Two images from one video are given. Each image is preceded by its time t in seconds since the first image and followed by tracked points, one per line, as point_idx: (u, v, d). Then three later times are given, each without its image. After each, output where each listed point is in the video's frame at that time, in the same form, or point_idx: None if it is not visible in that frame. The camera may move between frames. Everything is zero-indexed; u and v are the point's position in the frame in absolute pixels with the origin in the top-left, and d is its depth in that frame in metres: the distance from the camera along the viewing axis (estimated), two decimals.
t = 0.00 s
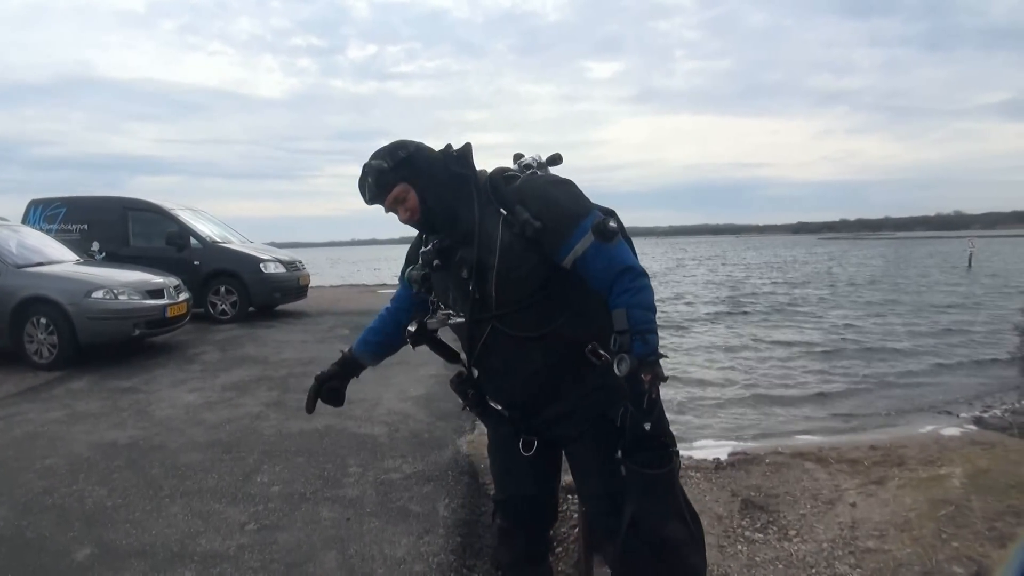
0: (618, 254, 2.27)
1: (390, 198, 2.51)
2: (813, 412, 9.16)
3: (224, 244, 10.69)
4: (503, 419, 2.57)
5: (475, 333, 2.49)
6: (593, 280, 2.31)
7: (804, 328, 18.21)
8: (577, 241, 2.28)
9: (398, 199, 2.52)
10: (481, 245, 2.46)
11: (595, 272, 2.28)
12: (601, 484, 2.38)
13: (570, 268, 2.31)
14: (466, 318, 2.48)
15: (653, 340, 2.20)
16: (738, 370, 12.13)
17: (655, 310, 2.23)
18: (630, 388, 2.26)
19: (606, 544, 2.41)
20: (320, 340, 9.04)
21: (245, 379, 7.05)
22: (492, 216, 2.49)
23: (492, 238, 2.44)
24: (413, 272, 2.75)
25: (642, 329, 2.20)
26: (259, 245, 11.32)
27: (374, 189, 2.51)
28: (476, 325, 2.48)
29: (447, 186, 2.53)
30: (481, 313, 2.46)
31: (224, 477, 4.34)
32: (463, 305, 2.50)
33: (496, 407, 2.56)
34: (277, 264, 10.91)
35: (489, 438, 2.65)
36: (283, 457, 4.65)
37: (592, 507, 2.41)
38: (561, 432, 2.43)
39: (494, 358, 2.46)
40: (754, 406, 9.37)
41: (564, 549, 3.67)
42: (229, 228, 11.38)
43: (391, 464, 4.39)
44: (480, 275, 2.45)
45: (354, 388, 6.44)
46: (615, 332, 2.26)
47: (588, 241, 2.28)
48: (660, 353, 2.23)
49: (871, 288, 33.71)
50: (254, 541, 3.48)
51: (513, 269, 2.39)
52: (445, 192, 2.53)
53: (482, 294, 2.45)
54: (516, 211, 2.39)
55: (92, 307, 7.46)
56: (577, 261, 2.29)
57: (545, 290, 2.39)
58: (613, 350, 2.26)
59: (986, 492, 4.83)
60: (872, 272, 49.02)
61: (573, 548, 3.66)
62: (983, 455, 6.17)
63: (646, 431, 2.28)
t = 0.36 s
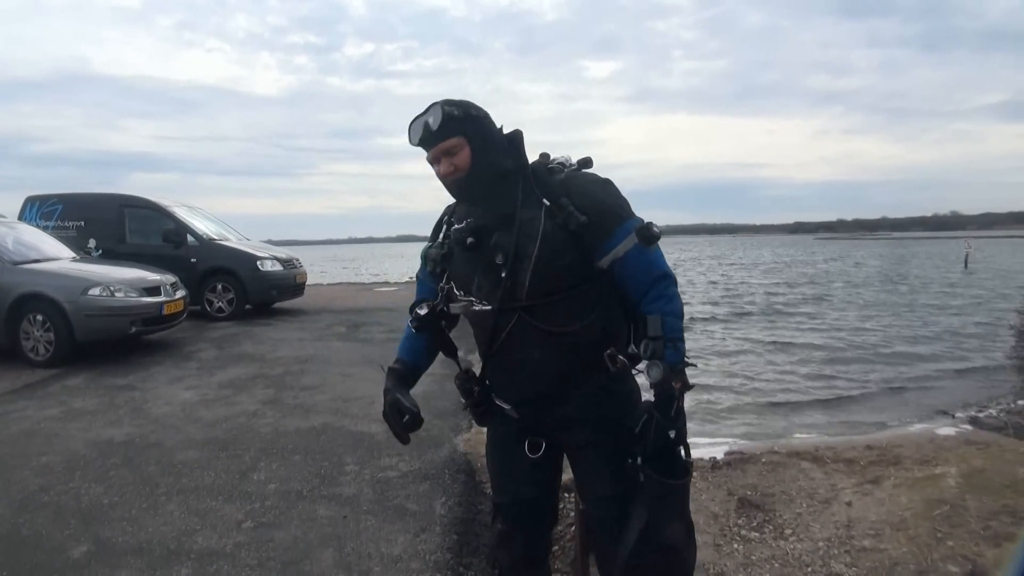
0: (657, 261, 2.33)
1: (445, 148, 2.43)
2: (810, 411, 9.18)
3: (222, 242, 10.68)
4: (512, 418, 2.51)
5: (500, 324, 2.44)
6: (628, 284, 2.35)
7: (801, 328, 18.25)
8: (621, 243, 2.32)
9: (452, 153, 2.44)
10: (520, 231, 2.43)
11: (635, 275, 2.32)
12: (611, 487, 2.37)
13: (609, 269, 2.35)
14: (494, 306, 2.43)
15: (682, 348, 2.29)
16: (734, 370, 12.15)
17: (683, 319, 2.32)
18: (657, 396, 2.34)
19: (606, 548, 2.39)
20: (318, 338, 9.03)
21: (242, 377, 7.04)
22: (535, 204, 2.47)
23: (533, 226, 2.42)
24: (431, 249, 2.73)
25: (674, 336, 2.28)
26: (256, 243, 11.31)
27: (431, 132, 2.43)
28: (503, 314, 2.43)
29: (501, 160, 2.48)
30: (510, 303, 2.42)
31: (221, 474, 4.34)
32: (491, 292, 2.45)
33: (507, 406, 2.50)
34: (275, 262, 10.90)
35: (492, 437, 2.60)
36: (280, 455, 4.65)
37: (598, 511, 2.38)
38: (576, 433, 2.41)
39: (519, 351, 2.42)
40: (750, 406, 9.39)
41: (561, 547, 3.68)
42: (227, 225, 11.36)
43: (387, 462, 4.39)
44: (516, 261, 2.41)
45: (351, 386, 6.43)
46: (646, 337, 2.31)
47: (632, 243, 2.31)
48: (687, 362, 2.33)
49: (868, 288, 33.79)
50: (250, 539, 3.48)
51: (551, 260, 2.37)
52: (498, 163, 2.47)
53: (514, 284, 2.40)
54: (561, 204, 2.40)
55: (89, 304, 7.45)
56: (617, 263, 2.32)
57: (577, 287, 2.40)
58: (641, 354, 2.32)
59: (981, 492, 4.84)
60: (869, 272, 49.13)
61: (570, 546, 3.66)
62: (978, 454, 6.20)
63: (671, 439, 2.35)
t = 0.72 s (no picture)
0: (730, 278, 2.37)
1: (579, 129, 2.35)
2: (806, 409, 9.19)
3: (220, 239, 10.65)
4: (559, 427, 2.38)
5: (579, 327, 2.31)
6: (698, 295, 2.35)
7: (798, 325, 18.26)
8: (708, 256, 2.33)
9: (581, 138, 2.37)
10: (624, 233, 2.36)
11: (711, 288, 2.33)
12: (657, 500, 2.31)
13: (688, 281, 2.34)
14: (584, 308, 2.31)
15: (741, 364, 2.37)
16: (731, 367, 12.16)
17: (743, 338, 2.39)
18: (710, 405, 2.32)
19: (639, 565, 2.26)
20: (314, 335, 9.02)
21: (239, 375, 7.02)
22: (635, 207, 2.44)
23: (636, 228, 2.36)
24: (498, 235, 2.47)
25: (738, 353, 2.34)
26: (254, 240, 11.28)
27: (570, 108, 2.34)
28: (591, 316, 2.32)
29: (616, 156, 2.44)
30: (599, 305, 2.31)
31: (216, 472, 4.33)
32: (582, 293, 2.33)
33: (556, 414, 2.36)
34: (272, 259, 10.88)
35: (526, 448, 2.43)
36: (275, 453, 4.64)
37: (641, 526, 2.27)
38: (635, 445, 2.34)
39: (597, 356, 2.31)
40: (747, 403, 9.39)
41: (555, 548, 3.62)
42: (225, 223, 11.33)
43: (382, 460, 4.38)
44: (616, 263, 2.32)
45: (347, 384, 6.41)
46: (710, 349, 2.33)
47: (717, 258, 2.34)
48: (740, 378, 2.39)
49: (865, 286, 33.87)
50: (244, 538, 3.47)
51: (649, 265, 2.33)
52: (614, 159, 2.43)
53: (608, 286, 2.30)
54: (663, 209, 2.39)
55: (86, 301, 7.43)
56: (702, 276, 2.33)
57: (661, 295, 2.36)
58: (702, 365, 2.33)
59: (976, 488, 4.86)
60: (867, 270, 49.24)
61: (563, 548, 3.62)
62: (974, 451, 6.21)
63: (723, 452, 2.30)
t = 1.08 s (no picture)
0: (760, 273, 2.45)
1: (674, 118, 2.18)
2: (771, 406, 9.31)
3: (183, 240, 10.45)
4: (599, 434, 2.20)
5: (645, 330, 2.15)
6: (738, 291, 2.39)
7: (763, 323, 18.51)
8: (751, 253, 2.38)
9: (671, 128, 2.20)
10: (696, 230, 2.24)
11: (751, 284, 2.38)
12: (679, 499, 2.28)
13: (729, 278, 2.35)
14: (656, 309, 2.16)
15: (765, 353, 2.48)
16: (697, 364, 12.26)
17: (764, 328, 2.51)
18: (748, 399, 2.38)
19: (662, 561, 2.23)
20: (279, 338, 8.88)
21: (201, 378, 6.88)
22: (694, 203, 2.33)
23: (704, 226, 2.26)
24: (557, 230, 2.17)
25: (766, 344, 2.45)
26: (218, 241, 11.08)
27: (669, 95, 2.17)
28: (658, 319, 2.17)
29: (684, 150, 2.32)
30: (669, 308, 2.17)
31: (175, 478, 4.23)
32: (652, 293, 2.17)
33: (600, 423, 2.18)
34: (236, 260, 10.69)
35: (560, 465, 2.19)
36: (236, 457, 4.55)
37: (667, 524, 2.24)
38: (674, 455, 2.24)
39: (657, 361, 2.21)
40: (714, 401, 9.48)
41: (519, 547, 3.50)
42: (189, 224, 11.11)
43: (345, 463, 4.32)
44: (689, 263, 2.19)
45: (311, 386, 6.31)
46: (747, 343, 2.39)
47: (757, 255, 2.42)
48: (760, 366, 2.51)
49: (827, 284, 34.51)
50: (203, 544, 3.39)
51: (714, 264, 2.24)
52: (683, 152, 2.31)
53: (683, 286, 2.16)
54: (718, 206, 2.34)
55: (43, 304, 7.22)
56: (744, 274, 2.35)
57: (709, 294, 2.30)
58: (739, 356, 2.40)
59: (936, 480, 4.98)
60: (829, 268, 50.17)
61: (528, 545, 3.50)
62: (934, 444, 6.33)
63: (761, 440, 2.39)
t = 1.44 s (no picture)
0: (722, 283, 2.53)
1: (692, 122, 2.17)
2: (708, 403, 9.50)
3: (113, 242, 10.06)
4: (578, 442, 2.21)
5: (636, 339, 2.16)
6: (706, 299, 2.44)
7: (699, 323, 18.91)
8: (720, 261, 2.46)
9: (684, 131, 2.19)
10: (691, 238, 2.28)
11: (717, 292, 2.45)
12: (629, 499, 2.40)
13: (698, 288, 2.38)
14: (649, 317, 2.18)
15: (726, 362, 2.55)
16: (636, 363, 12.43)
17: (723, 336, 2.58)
18: (720, 409, 2.43)
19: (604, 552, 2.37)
20: (212, 342, 8.62)
21: (131, 385, 6.62)
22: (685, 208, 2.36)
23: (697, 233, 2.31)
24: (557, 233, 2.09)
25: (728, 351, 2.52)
26: (150, 244, 10.70)
27: (692, 98, 2.16)
28: (651, 328, 2.20)
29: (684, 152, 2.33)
30: (661, 318, 2.21)
31: (101, 490, 4.05)
32: (648, 301, 2.19)
33: (586, 432, 2.19)
34: (169, 263, 10.35)
35: (541, 473, 2.12)
36: (165, 465, 4.39)
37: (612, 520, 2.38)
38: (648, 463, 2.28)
39: (639, 371, 2.24)
40: (653, 399, 9.62)
41: (455, 548, 3.46)
42: (119, 226, 10.70)
43: (277, 468, 4.21)
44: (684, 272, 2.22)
45: (244, 391, 6.14)
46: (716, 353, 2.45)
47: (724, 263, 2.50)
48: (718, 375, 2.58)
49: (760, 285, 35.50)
50: (130, 557, 3.26)
51: (701, 274, 2.30)
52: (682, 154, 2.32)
53: (677, 297, 2.20)
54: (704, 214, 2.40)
55: None
56: (711, 284, 2.40)
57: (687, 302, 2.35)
58: (709, 367, 2.45)
59: (864, 471, 5.17)
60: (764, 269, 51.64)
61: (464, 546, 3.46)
62: (862, 436, 6.57)
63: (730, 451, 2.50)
